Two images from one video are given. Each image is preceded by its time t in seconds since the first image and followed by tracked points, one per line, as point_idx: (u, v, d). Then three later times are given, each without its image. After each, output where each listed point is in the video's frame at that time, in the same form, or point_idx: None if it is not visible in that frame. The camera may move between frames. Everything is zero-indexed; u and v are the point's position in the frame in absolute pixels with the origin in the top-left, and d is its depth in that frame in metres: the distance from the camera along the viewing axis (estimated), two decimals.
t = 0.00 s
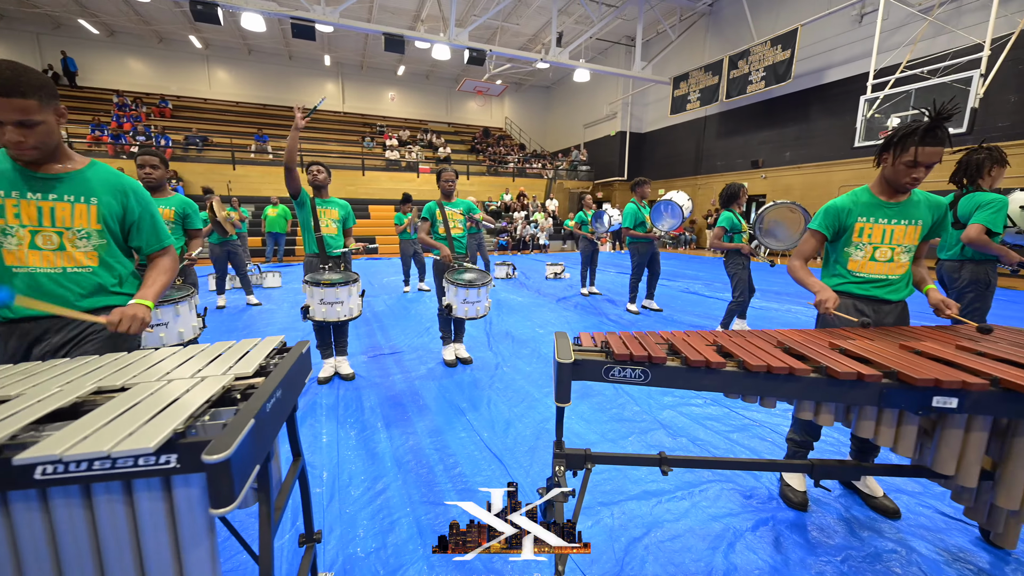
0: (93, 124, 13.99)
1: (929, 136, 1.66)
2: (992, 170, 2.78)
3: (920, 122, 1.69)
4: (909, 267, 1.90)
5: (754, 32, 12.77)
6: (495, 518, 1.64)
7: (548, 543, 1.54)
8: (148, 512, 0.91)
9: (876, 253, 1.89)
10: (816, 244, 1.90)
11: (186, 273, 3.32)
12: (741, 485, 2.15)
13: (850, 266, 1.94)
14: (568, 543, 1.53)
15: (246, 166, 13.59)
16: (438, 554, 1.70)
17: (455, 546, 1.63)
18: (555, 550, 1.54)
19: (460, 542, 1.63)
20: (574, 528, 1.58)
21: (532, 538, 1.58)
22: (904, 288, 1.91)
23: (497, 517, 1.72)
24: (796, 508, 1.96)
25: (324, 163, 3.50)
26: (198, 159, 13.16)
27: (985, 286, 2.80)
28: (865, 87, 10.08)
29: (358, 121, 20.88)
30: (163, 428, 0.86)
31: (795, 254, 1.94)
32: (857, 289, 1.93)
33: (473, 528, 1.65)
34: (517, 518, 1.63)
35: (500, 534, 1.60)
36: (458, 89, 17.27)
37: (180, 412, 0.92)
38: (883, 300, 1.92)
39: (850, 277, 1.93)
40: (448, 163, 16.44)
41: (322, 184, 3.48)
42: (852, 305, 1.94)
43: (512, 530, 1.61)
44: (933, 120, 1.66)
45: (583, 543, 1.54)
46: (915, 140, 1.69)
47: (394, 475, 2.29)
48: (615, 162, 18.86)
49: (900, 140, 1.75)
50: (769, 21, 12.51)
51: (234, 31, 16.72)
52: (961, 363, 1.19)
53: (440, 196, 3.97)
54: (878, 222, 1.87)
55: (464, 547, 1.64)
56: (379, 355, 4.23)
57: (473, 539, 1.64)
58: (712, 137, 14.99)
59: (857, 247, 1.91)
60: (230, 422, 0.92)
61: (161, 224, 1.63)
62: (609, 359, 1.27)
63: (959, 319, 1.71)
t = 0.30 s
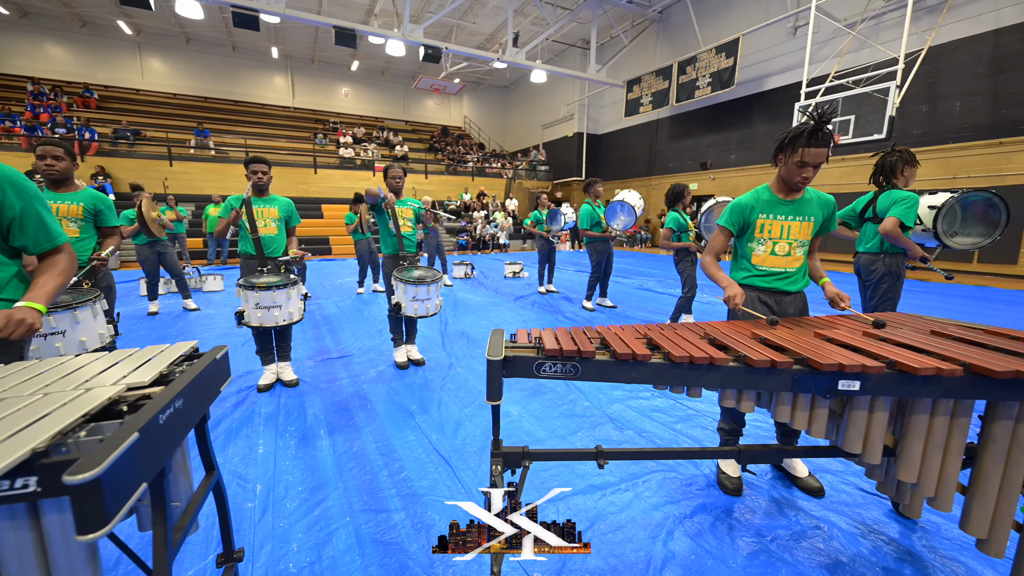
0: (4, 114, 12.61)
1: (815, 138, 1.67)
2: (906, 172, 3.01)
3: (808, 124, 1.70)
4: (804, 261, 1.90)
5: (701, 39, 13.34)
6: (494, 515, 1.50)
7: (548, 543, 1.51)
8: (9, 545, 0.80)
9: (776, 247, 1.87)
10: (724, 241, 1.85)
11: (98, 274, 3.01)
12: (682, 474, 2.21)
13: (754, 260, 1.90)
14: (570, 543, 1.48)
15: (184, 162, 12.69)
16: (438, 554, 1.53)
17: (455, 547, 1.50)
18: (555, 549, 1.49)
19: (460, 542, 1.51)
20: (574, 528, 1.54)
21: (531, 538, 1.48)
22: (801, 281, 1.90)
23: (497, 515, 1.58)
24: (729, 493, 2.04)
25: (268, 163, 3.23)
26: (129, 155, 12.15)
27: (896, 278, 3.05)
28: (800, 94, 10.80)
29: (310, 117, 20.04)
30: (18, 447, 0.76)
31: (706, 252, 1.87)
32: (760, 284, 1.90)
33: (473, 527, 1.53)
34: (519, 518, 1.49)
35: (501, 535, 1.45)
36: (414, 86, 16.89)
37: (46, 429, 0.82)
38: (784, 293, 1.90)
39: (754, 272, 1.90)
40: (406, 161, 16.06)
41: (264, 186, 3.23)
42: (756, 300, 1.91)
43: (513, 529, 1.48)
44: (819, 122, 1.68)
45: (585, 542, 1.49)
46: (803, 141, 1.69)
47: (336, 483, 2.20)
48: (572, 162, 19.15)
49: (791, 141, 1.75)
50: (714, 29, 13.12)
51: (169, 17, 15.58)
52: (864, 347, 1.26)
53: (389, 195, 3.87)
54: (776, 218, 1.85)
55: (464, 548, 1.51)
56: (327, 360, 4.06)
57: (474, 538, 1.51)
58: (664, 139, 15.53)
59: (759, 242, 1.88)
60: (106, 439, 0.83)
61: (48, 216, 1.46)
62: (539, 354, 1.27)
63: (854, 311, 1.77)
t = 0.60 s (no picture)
0: None
1: (732, 143, 1.78)
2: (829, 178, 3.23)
3: (726, 130, 1.82)
4: (724, 259, 2.08)
5: (659, 44, 13.75)
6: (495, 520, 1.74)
7: (548, 542, 1.70)
8: None
9: (698, 247, 2.04)
10: (650, 242, 2.00)
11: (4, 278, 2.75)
12: (629, 468, 2.26)
13: (679, 260, 2.06)
14: (569, 542, 1.68)
15: (122, 158, 11.82)
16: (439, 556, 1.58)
17: (456, 545, 1.65)
18: (554, 549, 1.69)
19: (461, 541, 1.66)
20: (574, 529, 1.74)
21: (530, 538, 1.70)
22: (723, 278, 2.08)
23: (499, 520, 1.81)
24: (671, 485, 2.10)
25: (198, 159, 3.06)
26: (58, 150, 11.20)
27: (818, 276, 3.24)
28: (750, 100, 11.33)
29: (264, 112, 19.17)
30: None
31: (635, 252, 2.02)
32: (686, 282, 2.06)
33: (474, 528, 1.72)
34: (520, 518, 1.79)
35: (502, 536, 1.71)
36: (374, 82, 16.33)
37: None
38: (708, 290, 2.07)
39: (680, 271, 2.06)
40: (367, 160, 15.61)
41: (197, 184, 3.05)
42: (684, 297, 2.06)
43: (513, 530, 1.74)
44: (735, 129, 1.79)
45: (582, 541, 1.69)
46: (721, 147, 1.81)
47: (273, 495, 2.11)
48: (537, 162, 19.26)
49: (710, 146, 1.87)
50: (670, 35, 13.54)
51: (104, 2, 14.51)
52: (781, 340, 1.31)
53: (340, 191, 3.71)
54: (697, 219, 2.01)
55: (465, 548, 1.66)
56: (274, 366, 3.89)
57: (473, 538, 1.69)
58: (625, 141, 15.90)
59: (683, 242, 2.04)
60: None
61: None
62: (468, 355, 1.25)
63: (774, 306, 1.90)
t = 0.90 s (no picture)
0: None
1: (665, 142, 1.85)
2: (770, 177, 3.40)
3: (658, 129, 1.89)
4: (663, 257, 2.16)
5: (625, 47, 13.97)
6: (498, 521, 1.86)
7: (548, 543, 1.76)
8: None
9: (637, 246, 2.10)
10: (590, 242, 2.07)
11: None
12: (579, 468, 2.26)
13: (620, 261, 2.12)
14: (569, 541, 1.74)
15: (64, 155, 11.08)
16: (438, 554, 1.73)
17: (455, 546, 1.74)
18: (554, 549, 1.74)
19: (460, 542, 1.76)
20: (573, 529, 1.80)
21: (531, 539, 1.76)
22: (662, 277, 2.16)
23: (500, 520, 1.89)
24: (619, 484, 2.11)
25: (132, 156, 2.91)
26: None
27: (752, 270, 3.44)
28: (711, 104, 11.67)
29: (224, 108, 18.41)
30: None
31: (577, 253, 2.12)
32: (627, 281, 2.12)
33: (475, 529, 1.80)
34: (520, 517, 1.88)
35: (500, 534, 1.81)
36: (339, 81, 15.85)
37: None
38: (648, 289, 2.14)
39: (621, 271, 2.12)
40: (333, 159, 15.17)
41: (130, 182, 2.89)
42: (625, 298, 2.12)
43: (513, 529, 1.83)
44: (667, 128, 1.87)
45: (583, 542, 1.74)
46: (655, 145, 1.88)
47: (207, 510, 2.00)
48: (508, 162, 19.24)
49: (645, 144, 1.94)
50: (636, 38, 13.78)
51: None
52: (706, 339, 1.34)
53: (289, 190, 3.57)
54: (635, 218, 2.07)
55: (464, 548, 1.75)
56: (222, 373, 3.71)
57: (473, 538, 1.77)
58: (594, 142, 16.09)
59: (622, 242, 2.10)
60: None
61: None
62: (391, 361, 1.22)
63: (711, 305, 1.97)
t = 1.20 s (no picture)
0: None
1: (613, 145, 1.88)
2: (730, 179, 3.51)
3: (607, 133, 1.92)
4: (618, 260, 2.16)
5: (602, 48, 14.09)
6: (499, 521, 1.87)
7: (548, 543, 1.76)
8: None
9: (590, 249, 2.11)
10: (546, 243, 2.08)
11: None
12: (539, 472, 2.23)
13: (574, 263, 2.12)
14: (571, 541, 1.74)
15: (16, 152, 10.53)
16: (438, 555, 1.73)
17: (455, 546, 1.74)
18: (555, 549, 1.75)
19: (460, 542, 1.75)
20: (573, 529, 1.79)
21: (532, 539, 1.76)
22: (616, 280, 2.16)
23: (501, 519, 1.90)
24: (576, 487, 2.10)
25: (71, 155, 2.77)
26: None
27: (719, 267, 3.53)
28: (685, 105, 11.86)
29: (192, 105, 17.82)
30: None
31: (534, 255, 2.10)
32: (580, 285, 2.12)
33: (474, 529, 1.80)
34: (519, 518, 1.89)
35: (501, 534, 1.82)
36: (313, 78, 15.53)
37: None
38: (603, 292, 2.14)
39: (576, 274, 2.12)
40: (308, 158, 14.82)
41: (68, 183, 2.75)
42: (580, 301, 2.12)
43: (513, 529, 1.84)
44: (615, 132, 1.91)
45: (584, 541, 1.74)
46: (604, 148, 1.91)
47: (146, 528, 1.90)
48: (487, 162, 19.16)
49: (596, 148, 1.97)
50: (613, 40, 13.89)
51: None
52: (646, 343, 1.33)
53: (248, 192, 3.49)
54: (587, 221, 2.10)
55: (464, 548, 1.75)
56: (179, 381, 3.56)
57: (473, 538, 1.77)
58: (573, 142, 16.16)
59: (576, 244, 2.11)
60: None
61: None
62: (318, 372, 1.18)
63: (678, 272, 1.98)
